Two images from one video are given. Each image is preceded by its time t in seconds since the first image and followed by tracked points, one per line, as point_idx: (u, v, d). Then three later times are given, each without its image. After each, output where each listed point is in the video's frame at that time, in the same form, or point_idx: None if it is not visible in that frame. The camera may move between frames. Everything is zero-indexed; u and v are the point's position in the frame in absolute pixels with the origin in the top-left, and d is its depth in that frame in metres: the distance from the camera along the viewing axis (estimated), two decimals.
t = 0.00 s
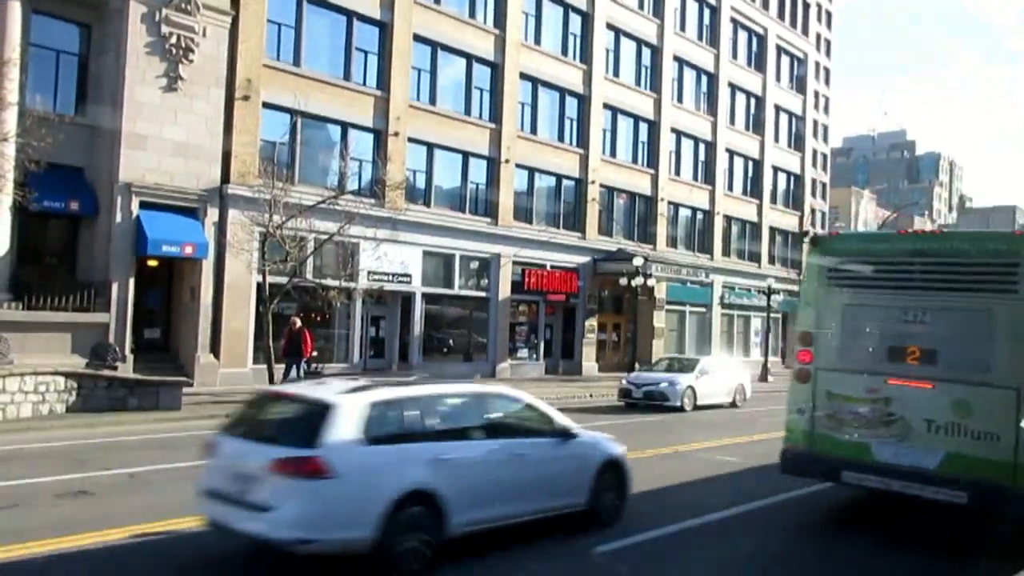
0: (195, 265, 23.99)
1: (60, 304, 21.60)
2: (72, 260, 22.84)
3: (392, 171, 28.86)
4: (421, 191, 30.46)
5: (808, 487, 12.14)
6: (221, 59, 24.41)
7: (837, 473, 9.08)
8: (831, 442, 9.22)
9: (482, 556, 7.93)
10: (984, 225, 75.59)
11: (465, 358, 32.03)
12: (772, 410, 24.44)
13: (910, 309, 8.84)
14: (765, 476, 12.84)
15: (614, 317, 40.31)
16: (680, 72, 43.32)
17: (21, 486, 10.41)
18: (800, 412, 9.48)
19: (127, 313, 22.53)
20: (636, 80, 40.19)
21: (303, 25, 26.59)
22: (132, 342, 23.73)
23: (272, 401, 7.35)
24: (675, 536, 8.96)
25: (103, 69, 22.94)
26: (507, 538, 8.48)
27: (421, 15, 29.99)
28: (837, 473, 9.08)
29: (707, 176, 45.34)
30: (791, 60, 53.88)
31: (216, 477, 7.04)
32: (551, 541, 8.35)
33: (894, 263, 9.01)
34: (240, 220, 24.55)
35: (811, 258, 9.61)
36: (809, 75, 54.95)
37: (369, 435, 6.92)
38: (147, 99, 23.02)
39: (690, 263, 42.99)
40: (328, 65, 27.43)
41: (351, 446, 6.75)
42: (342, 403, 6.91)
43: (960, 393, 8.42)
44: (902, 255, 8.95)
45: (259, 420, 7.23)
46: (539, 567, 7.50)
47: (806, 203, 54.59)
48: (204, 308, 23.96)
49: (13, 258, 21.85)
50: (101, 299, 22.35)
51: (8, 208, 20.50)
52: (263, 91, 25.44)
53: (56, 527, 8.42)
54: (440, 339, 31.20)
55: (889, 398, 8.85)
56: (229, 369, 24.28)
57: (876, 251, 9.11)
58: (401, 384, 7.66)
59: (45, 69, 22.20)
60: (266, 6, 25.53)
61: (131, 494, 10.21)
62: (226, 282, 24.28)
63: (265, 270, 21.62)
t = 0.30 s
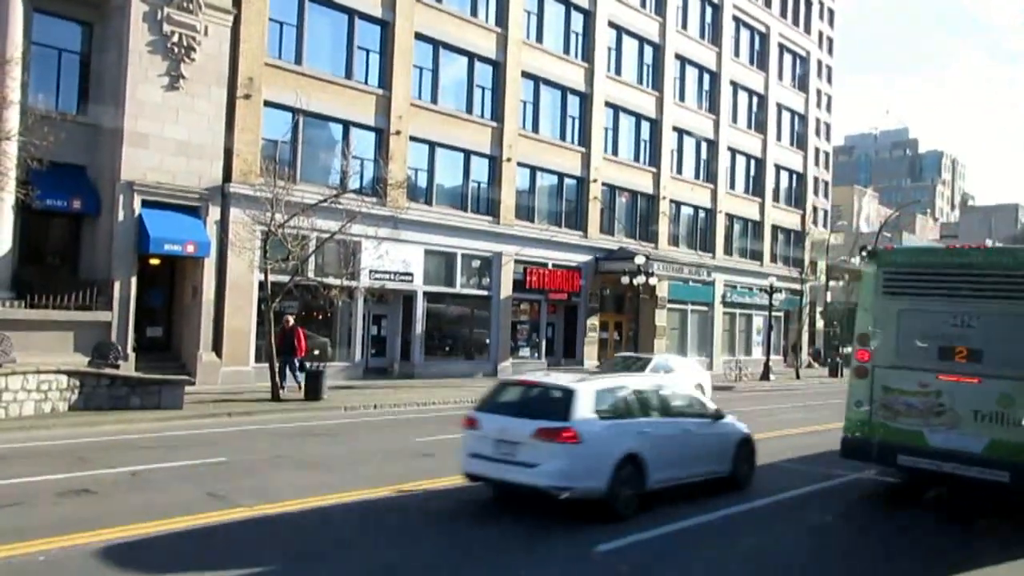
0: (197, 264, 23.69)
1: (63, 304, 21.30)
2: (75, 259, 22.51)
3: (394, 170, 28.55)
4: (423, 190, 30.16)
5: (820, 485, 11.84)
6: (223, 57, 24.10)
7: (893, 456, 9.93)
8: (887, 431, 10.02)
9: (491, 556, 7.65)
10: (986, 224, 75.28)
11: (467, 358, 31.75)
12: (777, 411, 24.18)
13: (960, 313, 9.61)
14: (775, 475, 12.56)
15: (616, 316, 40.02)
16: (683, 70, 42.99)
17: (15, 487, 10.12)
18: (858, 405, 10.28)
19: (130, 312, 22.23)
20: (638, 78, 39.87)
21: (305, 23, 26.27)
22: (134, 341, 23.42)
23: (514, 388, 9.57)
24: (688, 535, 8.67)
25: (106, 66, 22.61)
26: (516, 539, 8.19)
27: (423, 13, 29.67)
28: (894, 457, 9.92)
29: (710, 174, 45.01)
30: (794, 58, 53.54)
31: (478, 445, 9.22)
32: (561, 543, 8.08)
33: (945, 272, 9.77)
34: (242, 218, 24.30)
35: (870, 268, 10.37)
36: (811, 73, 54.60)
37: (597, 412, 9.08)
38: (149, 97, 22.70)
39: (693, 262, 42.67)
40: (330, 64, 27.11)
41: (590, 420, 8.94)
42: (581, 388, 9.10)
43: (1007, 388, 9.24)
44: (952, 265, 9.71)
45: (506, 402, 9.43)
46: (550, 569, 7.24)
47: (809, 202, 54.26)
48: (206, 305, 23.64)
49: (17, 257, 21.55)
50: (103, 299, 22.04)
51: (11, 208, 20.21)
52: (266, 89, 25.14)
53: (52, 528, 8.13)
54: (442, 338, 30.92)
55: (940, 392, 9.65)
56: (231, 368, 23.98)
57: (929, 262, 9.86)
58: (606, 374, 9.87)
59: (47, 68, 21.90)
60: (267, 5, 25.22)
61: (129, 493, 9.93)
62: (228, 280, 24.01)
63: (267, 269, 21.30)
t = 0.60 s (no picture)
0: (200, 263, 23.70)
1: (65, 303, 21.32)
2: (77, 258, 22.53)
3: (396, 169, 28.53)
4: (424, 189, 30.17)
5: (821, 484, 11.84)
6: (225, 57, 24.12)
7: (934, 445, 10.65)
8: (928, 422, 10.73)
9: (491, 554, 7.66)
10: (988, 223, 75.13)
11: (468, 357, 31.74)
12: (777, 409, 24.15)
13: (995, 318, 10.24)
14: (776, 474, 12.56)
15: (617, 315, 40.02)
16: (684, 69, 42.96)
17: (18, 485, 10.14)
18: (901, 399, 10.99)
19: (132, 311, 22.25)
20: (639, 77, 39.86)
21: (307, 22, 26.28)
22: (137, 339, 23.44)
23: (660, 384, 12.14)
24: (687, 534, 8.67)
25: (108, 65, 22.63)
26: (516, 539, 8.20)
27: (425, 12, 29.68)
28: (935, 446, 10.64)
29: (711, 173, 44.98)
30: (796, 57, 53.49)
31: (632, 425, 11.71)
32: (559, 542, 8.08)
33: (980, 281, 10.38)
34: (244, 217, 24.27)
35: (910, 276, 11.01)
36: (813, 72, 54.53)
37: (731, 399, 11.53)
38: (151, 96, 22.73)
39: (695, 261, 42.61)
40: (331, 63, 27.13)
41: (725, 405, 11.39)
42: (717, 381, 11.55)
43: None
44: (986, 274, 10.32)
45: (655, 392, 11.99)
46: (548, 568, 7.23)
47: (811, 201, 54.21)
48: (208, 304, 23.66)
49: (19, 256, 21.55)
50: (105, 297, 22.08)
51: (14, 207, 20.25)
52: (267, 89, 25.15)
53: (55, 527, 8.15)
54: (443, 337, 30.92)
55: (977, 387, 10.34)
56: (234, 366, 24.01)
57: (966, 271, 10.47)
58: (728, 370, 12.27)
59: (49, 67, 21.93)
60: (269, 4, 25.23)
61: (131, 491, 9.95)
62: (230, 278, 24.04)
63: (269, 268, 21.30)
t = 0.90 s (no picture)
0: (201, 262, 23.82)
1: (67, 302, 21.43)
2: (80, 257, 22.65)
3: (397, 168, 28.64)
4: (426, 188, 30.26)
5: (817, 484, 11.89)
6: (227, 55, 24.23)
7: (964, 437, 11.63)
8: (959, 416, 11.72)
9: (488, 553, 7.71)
10: (991, 222, 75.07)
11: (469, 356, 31.82)
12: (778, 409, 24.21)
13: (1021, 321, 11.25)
14: (773, 474, 12.62)
15: (619, 315, 40.09)
16: (687, 68, 43.05)
17: (21, 484, 10.22)
18: (934, 395, 12.01)
19: (134, 309, 22.37)
20: (641, 76, 39.95)
21: (309, 22, 26.39)
22: (139, 338, 23.56)
23: (754, 378, 14.41)
24: (684, 535, 8.73)
25: (111, 65, 22.74)
26: (514, 538, 8.26)
27: (428, 11, 29.79)
28: (965, 437, 11.62)
29: (713, 172, 45.05)
30: (798, 57, 53.53)
31: (735, 413, 13.93)
32: (556, 542, 8.16)
33: (1007, 287, 11.41)
34: (246, 217, 24.36)
35: (944, 283, 12.08)
36: (816, 71, 54.56)
37: (818, 392, 13.79)
38: (154, 95, 22.86)
39: (697, 261, 42.67)
40: (333, 63, 27.24)
41: (816, 397, 13.65)
42: (808, 376, 13.82)
43: None
44: (1014, 281, 11.34)
45: (752, 386, 14.24)
46: (545, 568, 7.31)
47: (813, 200, 54.23)
48: (210, 303, 23.77)
49: (22, 254, 21.65)
50: (108, 296, 22.22)
51: (17, 207, 20.36)
52: (269, 88, 25.26)
53: (58, 525, 8.24)
54: (445, 336, 31.01)
55: (1004, 384, 11.33)
56: (236, 366, 24.12)
57: (996, 279, 11.50)
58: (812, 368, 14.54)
59: (53, 66, 22.06)
60: (271, 3, 25.33)
61: (133, 490, 10.04)
62: (232, 278, 24.15)
63: (271, 267, 21.37)
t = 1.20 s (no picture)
0: (202, 261, 23.77)
1: (69, 301, 21.40)
2: (81, 257, 22.61)
3: (399, 168, 28.61)
4: (427, 188, 30.21)
5: (820, 485, 11.80)
6: (229, 55, 24.17)
7: (987, 432, 12.53)
8: (982, 412, 12.61)
9: (489, 553, 7.62)
10: (992, 221, 74.94)
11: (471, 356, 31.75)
12: (780, 408, 24.16)
13: None
14: (776, 474, 12.54)
15: (620, 315, 40.02)
16: (688, 68, 43.00)
17: (21, 484, 10.16)
18: (959, 393, 12.90)
19: (136, 309, 22.35)
20: (642, 76, 39.89)
21: (311, 22, 26.37)
22: (141, 337, 23.52)
23: (822, 376, 16.35)
24: (688, 535, 8.62)
25: (113, 65, 22.71)
26: (515, 538, 8.17)
27: (429, 11, 29.75)
28: (988, 432, 12.51)
29: (715, 172, 45.01)
30: (800, 57, 53.48)
31: (810, 406, 15.85)
32: (558, 542, 8.07)
33: None
34: (247, 217, 24.28)
35: (967, 289, 13.02)
36: (817, 71, 54.48)
37: (882, 386, 15.68)
38: (155, 95, 22.80)
39: (698, 261, 42.61)
40: (334, 63, 27.21)
41: (880, 391, 15.56)
42: (873, 373, 15.73)
43: None
44: None
45: (822, 382, 16.16)
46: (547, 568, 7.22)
47: (815, 200, 54.16)
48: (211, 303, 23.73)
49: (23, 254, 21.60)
50: (109, 296, 22.18)
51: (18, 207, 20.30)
52: (271, 88, 25.22)
53: (57, 526, 8.16)
54: (446, 336, 30.94)
55: None
56: (237, 365, 24.08)
57: (1017, 285, 12.45)
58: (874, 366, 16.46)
59: (54, 66, 22.01)
60: (272, 3, 25.28)
61: (132, 490, 9.96)
62: (234, 277, 24.10)
63: (272, 267, 21.30)
